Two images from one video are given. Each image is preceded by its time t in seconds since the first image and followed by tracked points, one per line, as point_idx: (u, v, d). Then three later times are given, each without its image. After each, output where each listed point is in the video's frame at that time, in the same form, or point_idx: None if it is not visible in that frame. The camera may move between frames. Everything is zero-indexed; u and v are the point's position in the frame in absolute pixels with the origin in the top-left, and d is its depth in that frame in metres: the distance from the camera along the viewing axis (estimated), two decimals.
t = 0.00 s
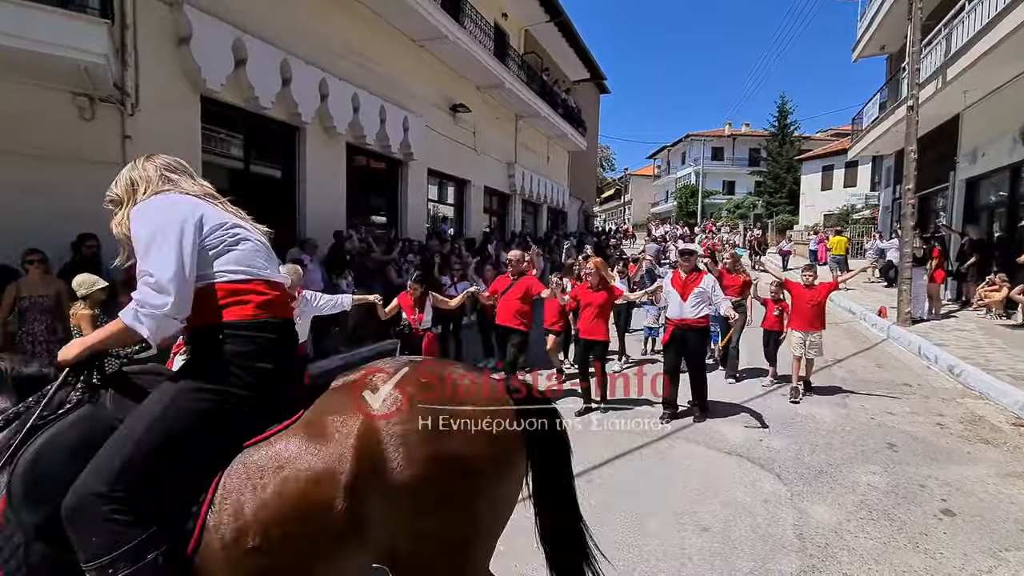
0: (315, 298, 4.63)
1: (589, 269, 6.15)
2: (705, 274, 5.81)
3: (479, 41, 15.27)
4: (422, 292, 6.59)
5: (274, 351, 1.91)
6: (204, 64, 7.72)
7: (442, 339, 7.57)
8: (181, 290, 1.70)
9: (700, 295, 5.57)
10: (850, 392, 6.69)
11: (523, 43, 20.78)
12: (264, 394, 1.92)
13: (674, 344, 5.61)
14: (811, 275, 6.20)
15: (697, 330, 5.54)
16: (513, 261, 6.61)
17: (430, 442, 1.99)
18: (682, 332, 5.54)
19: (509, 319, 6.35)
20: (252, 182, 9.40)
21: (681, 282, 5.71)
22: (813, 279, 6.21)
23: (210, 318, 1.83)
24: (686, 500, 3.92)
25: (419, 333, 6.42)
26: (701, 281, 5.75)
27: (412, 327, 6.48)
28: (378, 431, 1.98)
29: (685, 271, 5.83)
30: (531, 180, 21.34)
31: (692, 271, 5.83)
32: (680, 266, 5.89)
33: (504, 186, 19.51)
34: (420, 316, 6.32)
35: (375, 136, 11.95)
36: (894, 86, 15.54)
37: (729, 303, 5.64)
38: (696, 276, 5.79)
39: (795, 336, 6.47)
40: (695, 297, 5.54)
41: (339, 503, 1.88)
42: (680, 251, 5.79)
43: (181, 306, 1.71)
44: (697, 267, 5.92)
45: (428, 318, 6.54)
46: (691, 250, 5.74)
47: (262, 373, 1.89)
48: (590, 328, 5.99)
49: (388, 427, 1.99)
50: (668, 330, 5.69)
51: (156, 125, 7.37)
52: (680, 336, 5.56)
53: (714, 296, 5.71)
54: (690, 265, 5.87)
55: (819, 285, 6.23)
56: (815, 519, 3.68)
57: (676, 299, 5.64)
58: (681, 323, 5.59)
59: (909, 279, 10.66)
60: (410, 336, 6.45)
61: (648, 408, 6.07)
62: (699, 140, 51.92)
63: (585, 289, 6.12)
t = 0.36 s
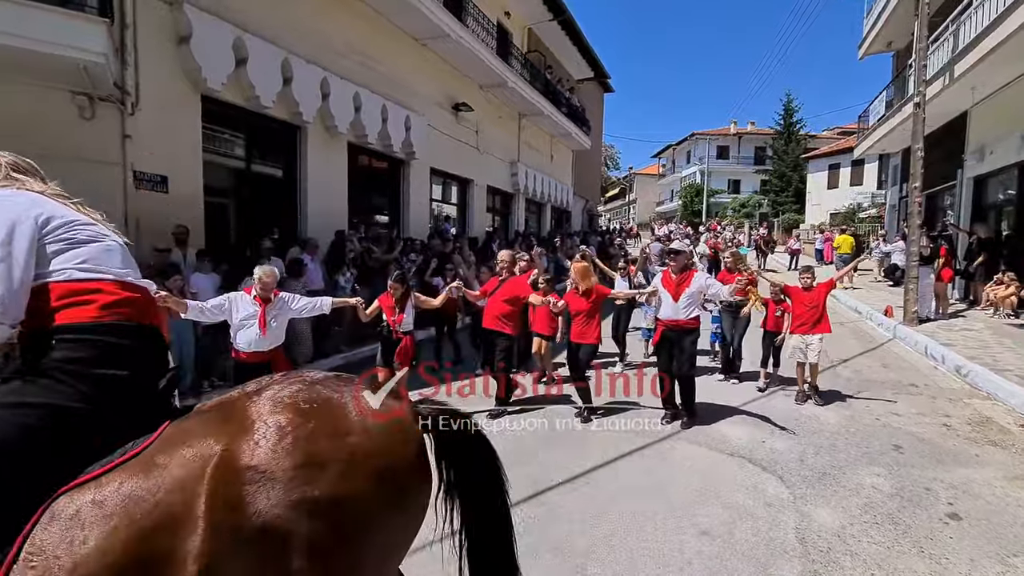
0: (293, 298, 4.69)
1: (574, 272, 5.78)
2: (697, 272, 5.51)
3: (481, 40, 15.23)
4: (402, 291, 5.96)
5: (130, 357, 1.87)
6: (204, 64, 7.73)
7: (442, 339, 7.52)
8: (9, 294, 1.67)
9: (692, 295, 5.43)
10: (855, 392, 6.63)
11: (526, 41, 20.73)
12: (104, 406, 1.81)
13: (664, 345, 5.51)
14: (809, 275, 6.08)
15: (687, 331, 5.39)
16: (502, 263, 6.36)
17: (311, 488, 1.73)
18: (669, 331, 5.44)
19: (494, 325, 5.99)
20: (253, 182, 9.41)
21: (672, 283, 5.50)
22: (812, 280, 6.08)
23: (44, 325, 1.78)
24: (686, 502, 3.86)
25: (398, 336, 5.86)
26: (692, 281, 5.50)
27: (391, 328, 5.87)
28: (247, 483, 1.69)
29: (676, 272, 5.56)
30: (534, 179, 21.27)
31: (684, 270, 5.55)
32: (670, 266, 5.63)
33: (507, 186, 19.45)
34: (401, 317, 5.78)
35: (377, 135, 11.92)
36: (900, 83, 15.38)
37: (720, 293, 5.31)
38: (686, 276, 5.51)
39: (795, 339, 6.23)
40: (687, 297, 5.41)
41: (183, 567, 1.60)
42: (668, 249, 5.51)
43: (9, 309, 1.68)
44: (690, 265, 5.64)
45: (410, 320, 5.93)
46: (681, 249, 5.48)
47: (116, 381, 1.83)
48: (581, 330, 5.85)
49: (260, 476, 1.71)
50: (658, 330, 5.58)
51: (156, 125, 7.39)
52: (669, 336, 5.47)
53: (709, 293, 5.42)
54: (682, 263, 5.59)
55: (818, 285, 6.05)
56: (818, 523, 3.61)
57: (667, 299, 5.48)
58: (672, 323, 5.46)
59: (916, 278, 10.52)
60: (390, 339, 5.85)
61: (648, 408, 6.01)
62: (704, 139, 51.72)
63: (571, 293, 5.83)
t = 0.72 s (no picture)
0: (256, 299, 4.56)
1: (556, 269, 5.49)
2: (692, 273, 5.26)
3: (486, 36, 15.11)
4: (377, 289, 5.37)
5: None
6: (205, 59, 7.68)
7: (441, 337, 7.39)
8: None
9: (686, 296, 5.15)
10: (861, 396, 6.46)
11: (532, 38, 20.58)
12: None
13: (658, 350, 5.30)
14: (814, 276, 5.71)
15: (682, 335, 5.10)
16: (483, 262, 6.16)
17: (116, 536, 1.55)
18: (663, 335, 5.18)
19: (475, 326, 5.82)
20: (254, 178, 9.36)
21: (665, 284, 5.28)
22: (818, 283, 5.69)
23: None
24: (682, 510, 3.73)
25: (371, 337, 5.24)
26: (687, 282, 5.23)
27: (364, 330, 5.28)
28: (35, 528, 1.50)
29: (670, 272, 5.32)
30: (540, 177, 21.13)
31: (678, 271, 5.29)
32: (664, 268, 5.40)
33: (512, 183, 19.33)
34: (374, 318, 5.20)
35: (380, 131, 11.84)
36: (913, 81, 15.07)
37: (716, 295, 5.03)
38: (680, 277, 5.27)
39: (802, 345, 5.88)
40: (680, 298, 5.13)
41: None
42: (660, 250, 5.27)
43: None
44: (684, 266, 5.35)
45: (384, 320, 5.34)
46: (673, 248, 5.22)
47: None
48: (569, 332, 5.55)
49: (55, 518, 1.52)
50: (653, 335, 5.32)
51: (155, 120, 7.36)
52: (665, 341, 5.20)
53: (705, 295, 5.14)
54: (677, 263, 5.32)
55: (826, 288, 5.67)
56: (817, 533, 3.48)
57: (660, 302, 5.23)
58: (666, 326, 5.18)
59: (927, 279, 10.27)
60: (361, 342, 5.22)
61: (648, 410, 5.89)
62: (714, 137, 51.27)
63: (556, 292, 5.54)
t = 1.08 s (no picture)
0: (229, 300, 4.52)
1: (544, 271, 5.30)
2: (689, 271, 5.01)
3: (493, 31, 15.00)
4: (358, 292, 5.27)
5: None
6: (208, 57, 7.70)
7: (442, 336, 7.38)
8: None
9: (683, 296, 4.93)
10: (871, 395, 6.31)
11: (540, 33, 20.41)
12: None
13: (654, 351, 5.08)
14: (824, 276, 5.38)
15: (677, 336, 4.96)
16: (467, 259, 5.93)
17: None
18: (659, 336, 5.02)
19: (459, 327, 5.69)
20: (259, 175, 9.39)
21: (661, 283, 5.09)
22: (829, 282, 5.38)
23: None
24: (681, 512, 3.65)
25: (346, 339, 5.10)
26: (684, 281, 5.00)
27: (339, 331, 5.17)
28: None
29: (667, 271, 5.10)
30: (548, 173, 21.01)
31: (675, 269, 5.06)
32: (660, 266, 5.18)
33: (519, 179, 19.24)
34: (351, 320, 5.08)
35: (385, 128, 11.80)
36: (929, 72, 14.69)
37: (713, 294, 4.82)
38: (677, 276, 5.03)
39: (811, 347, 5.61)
40: (676, 298, 4.94)
41: None
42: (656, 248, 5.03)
43: None
44: (681, 264, 5.10)
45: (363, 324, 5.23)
46: (670, 246, 4.98)
47: None
48: (556, 337, 5.35)
49: None
50: (650, 337, 5.14)
51: (159, 118, 7.40)
52: (665, 342, 5.01)
53: (702, 295, 4.92)
54: (673, 262, 5.09)
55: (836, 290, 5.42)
56: (820, 538, 3.38)
57: (656, 302, 5.07)
58: (661, 327, 5.04)
59: (942, 276, 10.01)
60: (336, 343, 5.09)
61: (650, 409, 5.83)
62: (726, 132, 50.65)
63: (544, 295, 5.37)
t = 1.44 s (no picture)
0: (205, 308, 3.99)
1: (535, 273, 4.99)
2: (682, 271, 4.86)
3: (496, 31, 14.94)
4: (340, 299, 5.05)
5: None
6: (211, 61, 7.71)
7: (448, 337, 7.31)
8: None
9: (675, 298, 4.78)
10: (884, 395, 6.18)
11: (544, 32, 20.33)
12: None
13: (645, 353, 4.92)
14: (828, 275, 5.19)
15: (667, 339, 4.81)
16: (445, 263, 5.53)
17: None
18: (650, 339, 4.86)
19: (440, 335, 5.41)
20: (264, 178, 9.40)
21: (652, 284, 4.93)
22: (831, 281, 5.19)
23: None
24: (691, 519, 3.56)
25: (331, 348, 4.87)
26: (677, 281, 4.85)
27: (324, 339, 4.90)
28: None
29: (658, 271, 4.95)
30: (554, 173, 20.93)
31: (666, 269, 4.92)
32: (651, 265, 5.04)
33: (525, 179, 19.18)
34: (335, 326, 4.82)
35: (390, 130, 11.78)
36: (941, 64, 14.43)
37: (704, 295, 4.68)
38: (670, 277, 4.87)
39: (813, 351, 5.33)
40: (668, 300, 4.78)
41: None
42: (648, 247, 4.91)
43: None
44: (673, 264, 4.95)
45: (346, 331, 4.97)
46: (661, 245, 4.85)
47: None
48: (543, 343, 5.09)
49: None
50: (640, 338, 5.00)
51: (164, 123, 7.43)
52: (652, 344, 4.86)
53: (695, 296, 4.76)
54: (665, 262, 4.96)
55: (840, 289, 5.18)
56: (834, 544, 3.28)
57: (648, 304, 4.91)
58: (653, 330, 4.87)
59: (957, 272, 9.81)
60: (321, 352, 4.86)
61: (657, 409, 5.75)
62: (733, 128, 50.25)
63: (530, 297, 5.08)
